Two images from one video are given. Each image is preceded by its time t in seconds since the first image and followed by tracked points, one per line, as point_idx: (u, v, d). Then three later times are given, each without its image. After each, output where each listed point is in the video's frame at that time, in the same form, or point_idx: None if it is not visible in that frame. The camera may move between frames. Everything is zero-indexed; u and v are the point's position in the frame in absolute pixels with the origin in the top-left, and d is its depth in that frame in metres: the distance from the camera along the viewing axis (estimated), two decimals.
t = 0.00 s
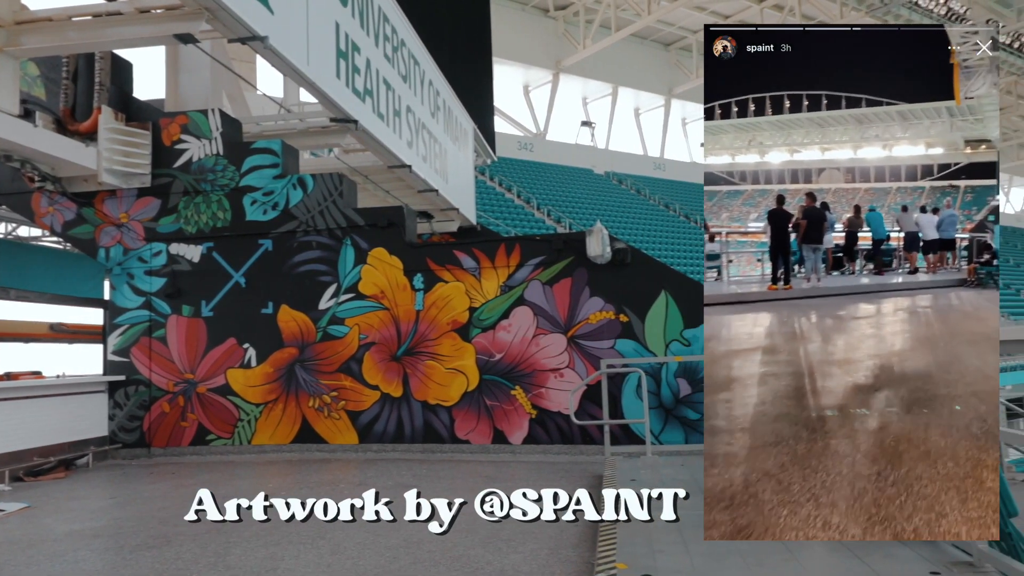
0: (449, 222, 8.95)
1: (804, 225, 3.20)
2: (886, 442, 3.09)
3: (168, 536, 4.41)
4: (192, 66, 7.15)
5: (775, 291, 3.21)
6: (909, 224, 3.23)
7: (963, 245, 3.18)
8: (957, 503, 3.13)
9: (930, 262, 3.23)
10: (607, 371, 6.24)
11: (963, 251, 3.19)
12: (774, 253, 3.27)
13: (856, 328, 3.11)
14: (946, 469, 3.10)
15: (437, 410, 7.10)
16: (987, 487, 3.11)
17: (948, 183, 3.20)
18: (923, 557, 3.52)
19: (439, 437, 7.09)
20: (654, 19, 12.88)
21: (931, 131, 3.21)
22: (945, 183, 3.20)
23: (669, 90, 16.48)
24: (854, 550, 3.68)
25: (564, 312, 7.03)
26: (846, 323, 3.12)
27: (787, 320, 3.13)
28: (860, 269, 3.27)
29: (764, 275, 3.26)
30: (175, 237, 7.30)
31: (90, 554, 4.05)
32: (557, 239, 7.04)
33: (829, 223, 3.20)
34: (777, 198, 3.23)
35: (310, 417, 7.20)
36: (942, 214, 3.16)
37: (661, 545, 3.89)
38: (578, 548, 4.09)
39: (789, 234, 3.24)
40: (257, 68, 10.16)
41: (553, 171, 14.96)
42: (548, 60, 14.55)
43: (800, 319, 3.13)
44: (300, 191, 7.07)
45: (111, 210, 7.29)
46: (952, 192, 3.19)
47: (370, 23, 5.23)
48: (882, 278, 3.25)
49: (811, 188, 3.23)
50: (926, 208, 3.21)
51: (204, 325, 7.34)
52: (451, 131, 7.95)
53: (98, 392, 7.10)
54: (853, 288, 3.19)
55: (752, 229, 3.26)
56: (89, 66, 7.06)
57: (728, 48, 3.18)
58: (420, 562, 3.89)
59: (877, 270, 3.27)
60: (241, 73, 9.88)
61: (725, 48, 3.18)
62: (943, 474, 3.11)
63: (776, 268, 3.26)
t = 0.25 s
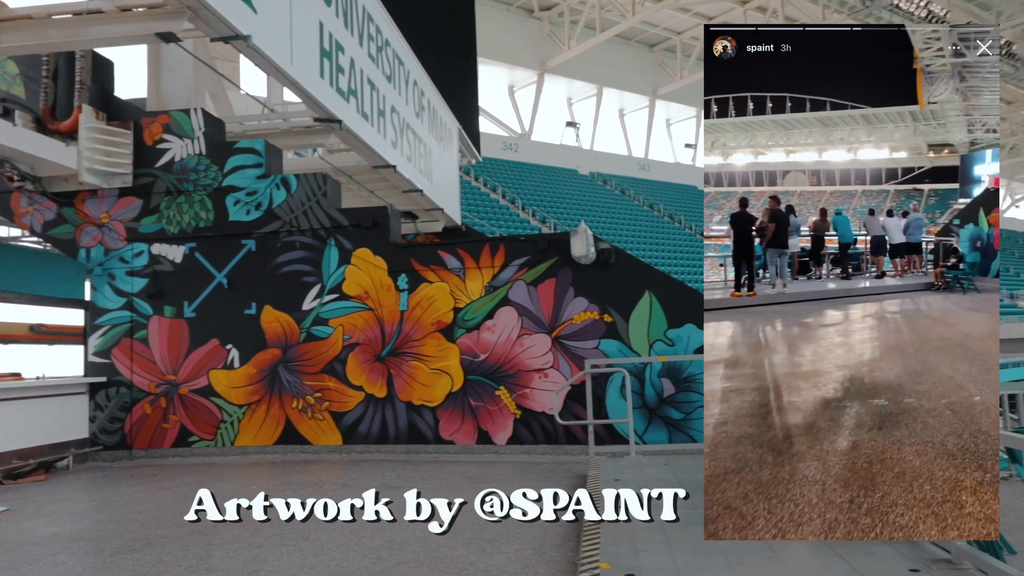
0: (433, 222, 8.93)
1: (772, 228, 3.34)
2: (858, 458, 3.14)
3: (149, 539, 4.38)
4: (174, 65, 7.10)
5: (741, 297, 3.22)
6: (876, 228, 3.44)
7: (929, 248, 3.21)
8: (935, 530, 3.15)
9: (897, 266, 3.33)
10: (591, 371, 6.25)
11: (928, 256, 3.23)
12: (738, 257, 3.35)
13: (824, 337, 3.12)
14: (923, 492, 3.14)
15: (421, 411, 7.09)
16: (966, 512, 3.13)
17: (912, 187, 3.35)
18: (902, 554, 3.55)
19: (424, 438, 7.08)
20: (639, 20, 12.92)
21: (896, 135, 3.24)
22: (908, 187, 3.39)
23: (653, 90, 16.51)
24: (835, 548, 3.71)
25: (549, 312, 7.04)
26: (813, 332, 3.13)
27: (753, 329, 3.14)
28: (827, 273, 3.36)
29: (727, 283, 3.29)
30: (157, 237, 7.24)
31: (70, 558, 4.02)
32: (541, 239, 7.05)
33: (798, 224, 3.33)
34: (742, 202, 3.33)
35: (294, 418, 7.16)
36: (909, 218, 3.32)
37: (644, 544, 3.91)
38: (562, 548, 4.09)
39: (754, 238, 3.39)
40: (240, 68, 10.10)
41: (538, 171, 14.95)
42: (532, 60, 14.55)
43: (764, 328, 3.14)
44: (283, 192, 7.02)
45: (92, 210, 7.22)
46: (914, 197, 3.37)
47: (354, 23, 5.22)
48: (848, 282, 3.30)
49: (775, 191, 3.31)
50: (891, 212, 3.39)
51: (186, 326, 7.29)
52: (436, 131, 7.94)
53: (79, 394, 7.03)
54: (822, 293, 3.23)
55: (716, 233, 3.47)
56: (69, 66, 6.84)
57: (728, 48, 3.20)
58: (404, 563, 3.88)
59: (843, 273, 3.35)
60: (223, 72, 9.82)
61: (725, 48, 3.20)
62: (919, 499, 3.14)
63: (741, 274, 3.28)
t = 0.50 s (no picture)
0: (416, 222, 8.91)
1: (730, 229, 3.40)
2: (828, 475, 3.27)
3: (128, 541, 4.34)
4: (155, 64, 7.04)
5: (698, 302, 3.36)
6: (840, 230, 3.54)
7: (891, 250, 3.42)
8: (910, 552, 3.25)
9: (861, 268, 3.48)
10: (573, 371, 6.28)
11: (892, 259, 3.43)
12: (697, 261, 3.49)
13: (787, 343, 3.26)
14: (899, 513, 3.25)
15: (404, 411, 7.07)
16: (944, 534, 3.22)
17: (875, 189, 3.42)
18: (880, 552, 3.59)
19: (407, 439, 7.06)
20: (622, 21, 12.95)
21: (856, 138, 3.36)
22: (872, 190, 3.42)
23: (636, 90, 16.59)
24: (814, 547, 3.74)
25: (532, 313, 7.05)
26: (774, 337, 3.28)
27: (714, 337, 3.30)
28: (790, 275, 3.50)
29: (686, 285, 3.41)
30: (137, 237, 7.17)
31: (48, 561, 3.97)
32: (524, 240, 7.05)
33: (755, 227, 3.48)
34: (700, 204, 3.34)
35: (276, 419, 7.12)
36: (873, 221, 3.44)
37: (625, 544, 3.92)
38: (545, 548, 4.10)
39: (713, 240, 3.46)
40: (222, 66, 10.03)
41: (521, 172, 14.95)
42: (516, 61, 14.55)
43: (723, 336, 3.29)
44: (265, 191, 6.99)
45: (71, 209, 7.14)
46: (877, 200, 3.43)
47: (337, 22, 5.20)
48: (812, 285, 3.46)
49: (731, 192, 3.34)
50: (855, 213, 3.47)
51: (167, 327, 7.24)
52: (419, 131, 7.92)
53: (57, 395, 6.96)
54: (784, 296, 3.38)
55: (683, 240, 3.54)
56: (48, 64, 6.72)
57: (728, 48, 3.31)
58: (386, 564, 3.87)
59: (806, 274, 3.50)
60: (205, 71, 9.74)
61: (725, 48, 3.31)
62: (896, 521, 3.25)
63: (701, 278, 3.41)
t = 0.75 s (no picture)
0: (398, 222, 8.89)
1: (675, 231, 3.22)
2: (789, 503, 3.17)
3: (104, 544, 4.29)
4: (134, 60, 6.93)
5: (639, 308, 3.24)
6: (791, 230, 3.37)
7: (844, 251, 3.30)
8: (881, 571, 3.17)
9: (813, 269, 3.35)
10: (555, 372, 6.29)
11: (846, 260, 3.31)
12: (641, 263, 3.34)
13: (736, 353, 3.17)
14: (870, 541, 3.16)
15: (385, 412, 7.05)
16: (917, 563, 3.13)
17: (823, 189, 3.28)
18: (856, 550, 3.62)
19: (387, 440, 7.04)
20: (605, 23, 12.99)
21: (803, 137, 3.23)
22: (820, 190, 3.28)
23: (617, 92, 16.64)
24: (791, 545, 3.76)
25: (513, 313, 7.05)
26: (722, 346, 3.17)
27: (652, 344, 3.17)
28: (737, 278, 3.29)
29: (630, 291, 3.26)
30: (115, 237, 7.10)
31: (22, 564, 3.92)
32: (505, 241, 7.05)
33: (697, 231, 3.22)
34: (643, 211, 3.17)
35: (255, 421, 7.08)
36: (825, 222, 3.30)
37: (605, 544, 3.94)
38: (525, 548, 4.11)
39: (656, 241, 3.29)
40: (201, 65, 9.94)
41: (504, 172, 14.93)
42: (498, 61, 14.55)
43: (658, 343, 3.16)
44: (245, 191, 6.93)
45: (47, 208, 7.05)
46: (827, 200, 3.29)
47: (319, 21, 5.17)
48: (762, 288, 3.31)
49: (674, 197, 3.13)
50: (805, 214, 3.33)
51: (145, 327, 7.17)
52: (401, 131, 7.90)
53: (33, 397, 6.87)
54: (727, 302, 3.22)
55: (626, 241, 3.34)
56: (24, 60, 6.52)
57: (728, 48, 3.23)
58: (365, 566, 3.86)
59: (756, 278, 3.32)
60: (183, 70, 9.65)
61: (725, 48, 3.23)
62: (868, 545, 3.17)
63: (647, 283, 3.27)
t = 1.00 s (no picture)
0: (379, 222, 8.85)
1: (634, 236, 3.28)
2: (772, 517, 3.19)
3: (79, 546, 4.25)
4: (110, 58, 6.79)
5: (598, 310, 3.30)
6: (743, 230, 3.51)
7: (801, 252, 3.37)
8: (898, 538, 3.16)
9: (768, 271, 3.47)
10: (535, 372, 6.30)
11: (802, 260, 3.39)
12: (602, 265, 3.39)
13: (713, 354, 3.20)
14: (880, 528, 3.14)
15: (365, 413, 7.02)
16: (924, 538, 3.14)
17: (777, 188, 3.37)
18: (832, 549, 3.66)
19: (367, 440, 7.01)
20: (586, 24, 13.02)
21: (755, 134, 3.19)
22: (773, 187, 3.39)
23: (600, 92, 16.55)
24: (769, 544, 3.80)
25: (494, 313, 7.05)
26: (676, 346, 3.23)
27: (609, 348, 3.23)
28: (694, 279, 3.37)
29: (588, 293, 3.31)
30: (91, 235, 7.03)
31: None
32: (487, 241, 7.05)
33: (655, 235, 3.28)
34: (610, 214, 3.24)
35: (234, 421, 7.03)
36: (779, 221, 3.39)
37: (585, 543, 3.95)
38: (504, 548, 4.11)
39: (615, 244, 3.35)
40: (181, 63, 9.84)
41: (486, 173, 14.91)
42: (480, 61, 14.52)
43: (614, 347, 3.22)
44: (224, 190, 6.88)
45: (22, 207, 7.00)
46: (781, 199, 3.39)
47: (299, 20, 5.14)
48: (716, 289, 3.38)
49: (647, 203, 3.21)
50: (760, 214, 3.43)
51: (122, 327, 7.09)
52: (383, 131, 7.87)
53: (7, 398, 6.77)
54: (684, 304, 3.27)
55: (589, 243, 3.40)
56: None
57: (728, 48, 3.19)
58: (343, 567, 3.84)
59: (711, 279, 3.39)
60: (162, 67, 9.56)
61: (725, 48, 3.19)
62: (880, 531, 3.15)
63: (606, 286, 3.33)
